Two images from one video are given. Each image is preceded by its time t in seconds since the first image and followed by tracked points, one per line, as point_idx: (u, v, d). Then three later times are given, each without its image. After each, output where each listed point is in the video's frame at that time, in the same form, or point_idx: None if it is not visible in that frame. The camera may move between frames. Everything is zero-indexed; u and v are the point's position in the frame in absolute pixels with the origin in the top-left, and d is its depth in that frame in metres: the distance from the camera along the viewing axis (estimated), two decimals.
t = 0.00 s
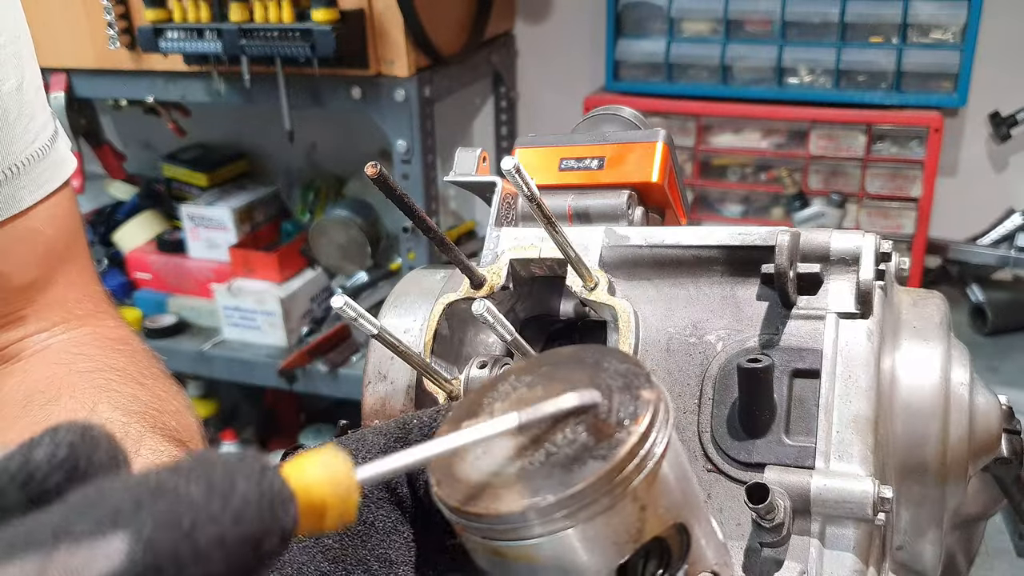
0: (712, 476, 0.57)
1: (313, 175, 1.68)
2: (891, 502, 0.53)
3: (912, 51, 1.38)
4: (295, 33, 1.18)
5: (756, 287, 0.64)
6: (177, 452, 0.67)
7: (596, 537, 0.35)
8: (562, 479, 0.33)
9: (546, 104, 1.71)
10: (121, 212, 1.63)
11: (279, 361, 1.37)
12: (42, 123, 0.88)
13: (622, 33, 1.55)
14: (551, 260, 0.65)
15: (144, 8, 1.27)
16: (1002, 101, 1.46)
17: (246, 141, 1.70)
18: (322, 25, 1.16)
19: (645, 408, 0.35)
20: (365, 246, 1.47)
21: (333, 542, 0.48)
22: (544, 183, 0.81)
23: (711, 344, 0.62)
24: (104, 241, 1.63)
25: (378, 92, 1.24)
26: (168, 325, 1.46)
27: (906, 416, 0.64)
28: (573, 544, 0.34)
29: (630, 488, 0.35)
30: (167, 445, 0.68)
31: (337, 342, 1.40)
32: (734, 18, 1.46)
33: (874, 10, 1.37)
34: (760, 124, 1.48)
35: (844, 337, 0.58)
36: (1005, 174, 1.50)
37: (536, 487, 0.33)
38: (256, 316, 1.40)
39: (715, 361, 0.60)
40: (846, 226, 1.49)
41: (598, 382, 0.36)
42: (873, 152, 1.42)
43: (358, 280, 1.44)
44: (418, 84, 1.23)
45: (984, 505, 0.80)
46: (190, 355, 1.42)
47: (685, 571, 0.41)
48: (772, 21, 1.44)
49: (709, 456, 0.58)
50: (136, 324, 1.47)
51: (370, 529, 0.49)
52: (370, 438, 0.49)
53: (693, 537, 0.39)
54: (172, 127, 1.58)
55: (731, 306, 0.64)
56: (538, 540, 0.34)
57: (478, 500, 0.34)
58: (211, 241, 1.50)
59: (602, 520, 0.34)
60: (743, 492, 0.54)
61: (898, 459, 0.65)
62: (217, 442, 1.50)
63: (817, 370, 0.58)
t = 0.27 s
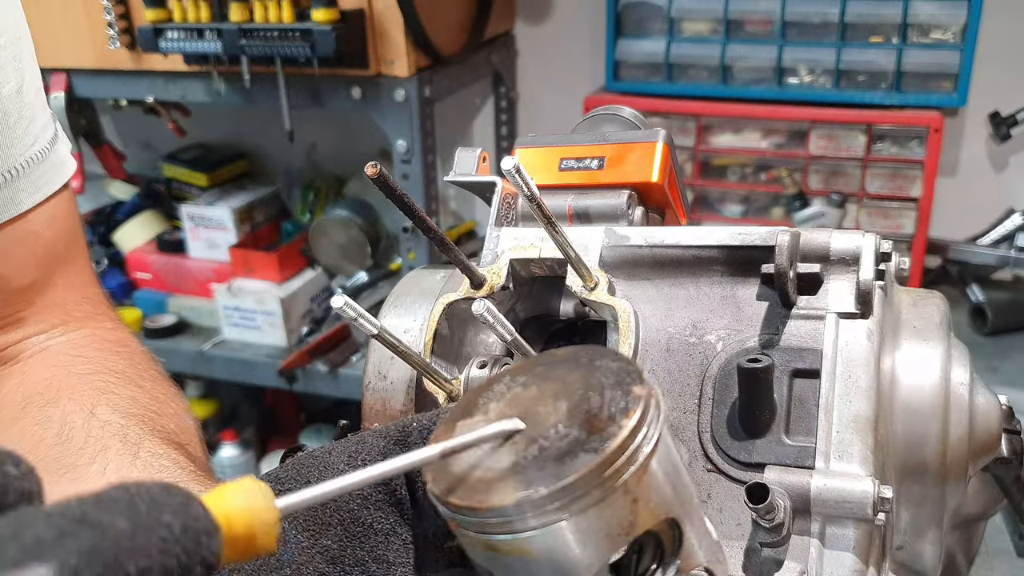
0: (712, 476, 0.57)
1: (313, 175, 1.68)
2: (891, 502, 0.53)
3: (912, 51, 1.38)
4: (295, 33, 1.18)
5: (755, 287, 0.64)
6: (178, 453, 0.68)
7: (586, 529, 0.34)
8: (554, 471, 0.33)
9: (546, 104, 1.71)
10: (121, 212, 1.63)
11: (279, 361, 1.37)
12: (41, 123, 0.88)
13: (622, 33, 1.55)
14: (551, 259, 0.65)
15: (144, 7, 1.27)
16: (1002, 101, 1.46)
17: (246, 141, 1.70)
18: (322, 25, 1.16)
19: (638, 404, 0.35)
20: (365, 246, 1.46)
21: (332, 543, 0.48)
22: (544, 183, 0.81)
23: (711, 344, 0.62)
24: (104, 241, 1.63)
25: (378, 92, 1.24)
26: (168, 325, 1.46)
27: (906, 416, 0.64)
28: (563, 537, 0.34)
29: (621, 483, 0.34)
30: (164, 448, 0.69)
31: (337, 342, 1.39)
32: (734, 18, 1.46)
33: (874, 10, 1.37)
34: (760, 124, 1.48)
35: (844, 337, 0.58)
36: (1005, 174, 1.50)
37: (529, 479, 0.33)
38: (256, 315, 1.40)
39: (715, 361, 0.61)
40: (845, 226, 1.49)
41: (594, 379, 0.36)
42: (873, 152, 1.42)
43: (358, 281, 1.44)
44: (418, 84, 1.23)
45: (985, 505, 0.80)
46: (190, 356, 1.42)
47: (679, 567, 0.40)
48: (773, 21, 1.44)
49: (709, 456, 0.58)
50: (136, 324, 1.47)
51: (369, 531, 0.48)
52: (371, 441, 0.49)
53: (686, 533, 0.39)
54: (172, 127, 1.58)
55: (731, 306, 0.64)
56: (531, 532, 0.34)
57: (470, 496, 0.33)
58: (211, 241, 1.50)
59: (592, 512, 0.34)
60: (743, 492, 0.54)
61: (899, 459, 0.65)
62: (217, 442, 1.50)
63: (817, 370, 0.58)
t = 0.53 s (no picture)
0: (712, 476, 0.57)
1: (313, 175, 1.68)
2: (891, 502, 0.53)
3: (912, 51, 1.38)
4: (295, 33, 1.17)
5: (755, 287, 0.64)
6: (176, 450, 0.68)
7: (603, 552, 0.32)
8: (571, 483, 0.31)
9: (546, 104, 1.71)
10: (121, 212, 1.63)
11: (279, 361, 1.37)
12: (40, 123, 0.88)
13: (622, 33, 1.55)
14: (551, 259, 0.65)
15: (144, 7, 1.27)
16: (1002, 101, 1.46)
17: (246, 141, 1.70)
18: (322, 25, 1.16)
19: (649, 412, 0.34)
20: (365, 246, 1.46)
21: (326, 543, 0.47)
22: (544, 183, 0.81)
23: (711, 344, 0.62)
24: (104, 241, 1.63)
25: (378, 92, 1.24)
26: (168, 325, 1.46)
27: (907, 416, 0.64)
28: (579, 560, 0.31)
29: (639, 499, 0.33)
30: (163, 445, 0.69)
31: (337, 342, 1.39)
32: (734, 18, 1.46)
33: (874, 10, 1.37)
34: (760, 124, 1.48)
35: (844, 337, 0.58)
36: (1005, 174, 1.50)
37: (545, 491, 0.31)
38: (256, 316, 1.40)
39: (715, 361, 0.61)
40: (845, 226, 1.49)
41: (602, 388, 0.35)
42: (873, 152, 1.42)
43: (358, 281, 1.44)
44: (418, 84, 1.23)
45: (984, 505, 0.80)
46: (190, 355, 1.42)
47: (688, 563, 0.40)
48: (773, 21, 1.44)
49: (709, 456, 0.58)
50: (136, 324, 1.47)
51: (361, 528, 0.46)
52: (359, 442, 0.45)
53: (700, 547, 0.37)
54: (172, 127, 1.58)
55: (731, 306, 0.64)
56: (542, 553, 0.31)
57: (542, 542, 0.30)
58: (211, 241, 1.50)
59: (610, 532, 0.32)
60: (743, 491, 0.54)
61: (898, 459, 0.65)
62: (217, 441, 1.50)
63: (817, 370, 0.58)
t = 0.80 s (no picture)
0: (712, 476, 0.57)
1: (313, 175, 1.68)
2: (891, 502, 0.53)
3: (912, 51, 1.38)
4: (295, 33, 1.17)
5: (755, 286, 0.64)
6: (176, 445, 0.68)
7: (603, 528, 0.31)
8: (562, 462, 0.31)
9: (546, 103, 1.71)
10: (121, 212, 1.63)
11: (279, 361, 1.37)
12: (39, 123, 0.87)
13: (622, 33, 1.55)
14: (551, 259, 0.65)
15: (144, 7, 1.27)
16: (1002, 101, 1.46)
17: (246, 141, 1.70)
18: (321, 25, 1.16)
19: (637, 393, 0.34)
20: (365, 246, 1.46)
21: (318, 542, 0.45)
22: (544, 183, 0.81)
23: (711, 344, 0.62)
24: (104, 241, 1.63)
25: (378, 92, 1.24)
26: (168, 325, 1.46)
27: (906, 416, 0.64)
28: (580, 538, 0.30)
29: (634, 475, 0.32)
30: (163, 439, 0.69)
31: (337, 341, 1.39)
32: (734, 18, 1.46)
33: (874, 10, 1.37)
34: (760, 124, 1.48)
35: (844, 337, 0.58)
36: (1005, 174, 1.50)
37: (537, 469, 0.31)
38: (256, 316, 1.40)
39: (715, 361, 0.61)
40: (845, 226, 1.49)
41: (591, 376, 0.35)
42: (873, 152, 1.42)
43: (358, 280, 1.44)
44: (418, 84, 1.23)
45: (984, 505, 0.80)
46: (190, 355, 1.42)
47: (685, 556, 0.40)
48: (773, 21, 1.44)
49: (709, 456, 0.58)
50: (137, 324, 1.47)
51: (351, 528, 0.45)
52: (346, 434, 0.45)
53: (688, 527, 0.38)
54: (172, 127, 1.58)
55: (731, 306, 0.64)
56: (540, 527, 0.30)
57: (564, 513, 0.30)
58: (211, 241, 1.50)
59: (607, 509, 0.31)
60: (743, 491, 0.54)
61: (898, 459, 0.65)
62: (217, 441, 1.50)
63: (817, 370, 0.58)
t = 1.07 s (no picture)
0: (712, 476, 0.57)
1: (313, 175, 1.68)
2: (891, 502, 0.53)
3: (912, 51, 1.38)
4: (295, 33, 1.17)
5: (755, 286, 0.64)
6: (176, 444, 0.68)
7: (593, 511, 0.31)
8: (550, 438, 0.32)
9: (546, 103, 1.71)
10: (121, 212, 1.63)
11: (279, 361, 1.37)
12: (39, 123, 0.88)
13: (622, 33, 1.55)
14: (550, 259, 0.65)
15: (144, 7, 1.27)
16: (1002, 101, 1.46)
17: (246, 141, 1.70)
18: (321, 25, 1.16)
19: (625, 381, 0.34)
20: (365, 246, 1.46)
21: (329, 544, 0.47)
22: (544, 183, 0.81)
23: (711, 344, 0.62)
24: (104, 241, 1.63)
25: (378, 92, 1.24)
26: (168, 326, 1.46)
27: (906, 416, 0.64)
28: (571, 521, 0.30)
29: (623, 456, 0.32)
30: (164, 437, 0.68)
31: (337, 341, 1.39)
32: (734, 18, 1.46)
33: (874, 10, 1.37)
34: (760, 124, 1.48)
35: (844, 336, 0.58)
36: (1005, 174, 1.50)
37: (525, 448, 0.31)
38: (256, 315, 1.40)
39: (715, 361, 0.61)
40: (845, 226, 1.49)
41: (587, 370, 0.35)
42: (873, 152, 1.42)
43: (358, 280, 1.44)
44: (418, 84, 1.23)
45: (984, 505, 0.80)
46: (190, 355, 1.42)
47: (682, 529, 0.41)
48: (772, 21, 1.44)
49: (709, 456, 0.57)
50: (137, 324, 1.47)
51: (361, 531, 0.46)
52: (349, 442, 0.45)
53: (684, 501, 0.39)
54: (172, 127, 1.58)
55: (731, 306, 0.64)
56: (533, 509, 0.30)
57: (559, 496, 0.30)
58: (211, 241, 1.50)
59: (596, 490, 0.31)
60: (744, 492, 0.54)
61: (898, 459, 0.65)
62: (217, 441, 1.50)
63: (817, 370, 0.58)
